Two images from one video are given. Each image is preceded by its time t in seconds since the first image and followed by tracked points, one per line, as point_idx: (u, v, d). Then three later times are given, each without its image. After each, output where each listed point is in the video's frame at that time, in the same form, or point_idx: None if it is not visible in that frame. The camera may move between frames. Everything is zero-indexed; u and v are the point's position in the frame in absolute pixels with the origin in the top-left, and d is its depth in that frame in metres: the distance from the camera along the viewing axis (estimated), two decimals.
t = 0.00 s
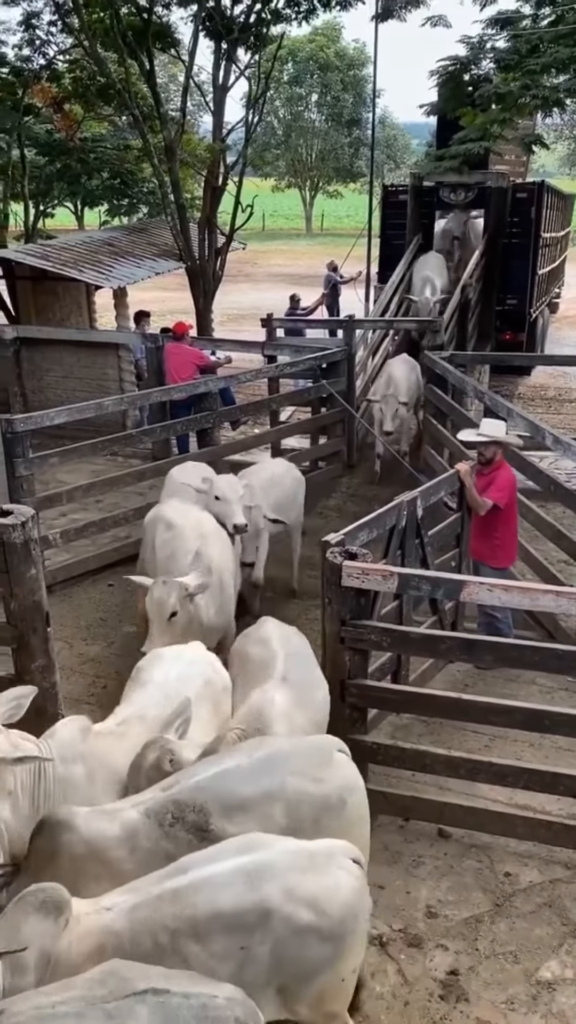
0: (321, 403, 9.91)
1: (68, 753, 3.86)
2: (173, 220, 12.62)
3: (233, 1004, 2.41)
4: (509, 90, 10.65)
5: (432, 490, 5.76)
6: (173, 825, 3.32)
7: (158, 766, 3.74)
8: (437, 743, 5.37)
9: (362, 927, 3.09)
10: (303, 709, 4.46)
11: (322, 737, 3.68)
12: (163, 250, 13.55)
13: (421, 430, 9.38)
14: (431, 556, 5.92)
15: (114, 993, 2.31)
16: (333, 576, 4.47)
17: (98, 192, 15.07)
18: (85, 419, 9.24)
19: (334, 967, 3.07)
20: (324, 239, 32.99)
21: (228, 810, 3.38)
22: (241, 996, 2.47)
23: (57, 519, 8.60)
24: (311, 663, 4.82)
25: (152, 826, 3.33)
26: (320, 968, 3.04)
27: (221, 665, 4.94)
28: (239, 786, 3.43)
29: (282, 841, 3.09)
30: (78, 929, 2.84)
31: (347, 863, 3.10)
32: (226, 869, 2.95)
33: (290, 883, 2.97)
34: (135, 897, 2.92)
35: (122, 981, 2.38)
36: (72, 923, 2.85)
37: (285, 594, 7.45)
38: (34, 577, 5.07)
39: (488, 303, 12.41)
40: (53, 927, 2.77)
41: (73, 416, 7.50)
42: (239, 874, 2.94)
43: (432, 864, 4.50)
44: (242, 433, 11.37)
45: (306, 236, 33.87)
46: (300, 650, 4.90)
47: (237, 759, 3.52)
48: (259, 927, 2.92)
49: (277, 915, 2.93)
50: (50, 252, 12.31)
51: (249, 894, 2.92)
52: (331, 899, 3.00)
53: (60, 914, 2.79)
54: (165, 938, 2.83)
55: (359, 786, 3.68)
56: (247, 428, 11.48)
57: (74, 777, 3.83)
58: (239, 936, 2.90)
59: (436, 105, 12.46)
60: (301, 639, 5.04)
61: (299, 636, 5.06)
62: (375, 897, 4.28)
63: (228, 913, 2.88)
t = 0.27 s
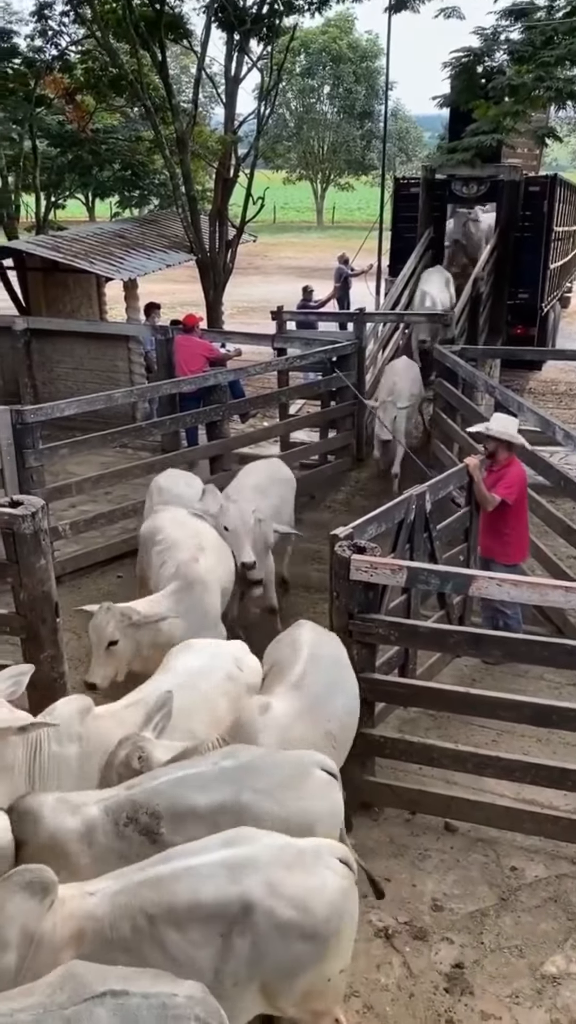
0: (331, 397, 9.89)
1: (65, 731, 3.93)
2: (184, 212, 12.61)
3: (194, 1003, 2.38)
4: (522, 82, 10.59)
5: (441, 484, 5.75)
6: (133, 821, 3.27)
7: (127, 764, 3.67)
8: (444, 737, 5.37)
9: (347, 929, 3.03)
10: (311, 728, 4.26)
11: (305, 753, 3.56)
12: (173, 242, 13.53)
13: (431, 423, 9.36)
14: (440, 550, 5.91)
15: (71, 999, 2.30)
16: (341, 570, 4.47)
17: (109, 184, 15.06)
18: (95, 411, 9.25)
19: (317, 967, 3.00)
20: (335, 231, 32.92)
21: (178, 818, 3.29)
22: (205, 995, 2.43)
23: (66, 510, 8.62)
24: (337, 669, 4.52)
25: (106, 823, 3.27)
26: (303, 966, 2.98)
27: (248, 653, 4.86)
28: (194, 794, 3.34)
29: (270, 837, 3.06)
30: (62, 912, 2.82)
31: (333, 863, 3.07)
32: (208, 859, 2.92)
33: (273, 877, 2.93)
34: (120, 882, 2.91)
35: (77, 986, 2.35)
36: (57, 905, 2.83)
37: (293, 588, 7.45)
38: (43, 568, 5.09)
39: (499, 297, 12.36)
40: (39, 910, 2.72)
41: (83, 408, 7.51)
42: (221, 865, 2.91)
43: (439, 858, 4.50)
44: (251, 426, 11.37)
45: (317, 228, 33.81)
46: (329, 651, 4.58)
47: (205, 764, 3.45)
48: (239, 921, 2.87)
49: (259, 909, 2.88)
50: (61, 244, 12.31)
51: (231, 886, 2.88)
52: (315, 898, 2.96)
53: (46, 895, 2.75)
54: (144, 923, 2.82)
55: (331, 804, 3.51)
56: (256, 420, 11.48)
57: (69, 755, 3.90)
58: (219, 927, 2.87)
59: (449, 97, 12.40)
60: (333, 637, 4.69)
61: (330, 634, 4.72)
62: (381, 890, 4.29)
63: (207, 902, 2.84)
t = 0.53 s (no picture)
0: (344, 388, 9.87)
1: (64, 713, 3.94)
2: (199, 202, 12.59)
3: (169, 981, 2.37)
4: (541, 71, 10.51)
5: (454, 476, 5.73)
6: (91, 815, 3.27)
7: (120, 757, 3.66)
8: (455, 730, 5.36)
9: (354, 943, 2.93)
10: (324, 745, 3.86)
11: (284, 776, 3.33)
12: (188, 231, 13.51)
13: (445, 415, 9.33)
14: (452, 542, 5.90)
15: (49, 977, 2.29)
16: (353, 561, 4.47)
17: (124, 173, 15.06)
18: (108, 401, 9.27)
19: (320, 979, 2.91)
20: (350, 222, 32.80)
21: (137, 819, 3.24)
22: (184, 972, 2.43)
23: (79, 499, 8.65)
24: (372, 688, 4.12)
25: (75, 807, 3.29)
26: (307, 977, 2.89)
27: (279, 650, 4.55)
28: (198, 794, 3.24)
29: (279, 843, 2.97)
30: (68, 897, 2.87)
31: (343, 873, 2.97)
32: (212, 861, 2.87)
33: (278, 884, 2.86)
34: (125, 876, 2.91)
35: (55, 963, 2.34)
36: (62, 887, 2.89)
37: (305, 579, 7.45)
38: (57, 556, 5.11)
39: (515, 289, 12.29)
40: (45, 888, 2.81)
41: (97, 398, 7.52)
42: (225, 868, 2.85)
43: (448, 849, 4.51)
44: (264, 416, 11.36)
45: (332, 219, 33.70)
46: (367, 666, 4.19)
47: (171, 770, 3.30)
48: (240, 926, 2.81)
49: (262, 916, 2.81)
50: (76, 233, 12.31)
51: (234, 890, 2.82)
52: (321, 907, 2.87)
53: (53, 877, 2.82)
54: (144, 919, 2.81)
55: (307, 827, 3.30)
56: (269, 411, 11.47)
57: (69, 736, 3.92)
58: (221, 930, 2.81)
59: (466, 86, 12.32)
60: (377, 654, 4.30)
61: (376, 649, 4.33)
62: (390, 881, 4.30)
63: (208, 904, 2.80)
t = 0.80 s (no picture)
0: (362, 377, 9.85)
1: (85, 685, 4.01)
2: (218, 189, 12.56)
3: (154, 984, 2.24)
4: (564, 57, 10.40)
5: (471, 466, 5.71)
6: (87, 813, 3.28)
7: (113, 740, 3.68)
8: (469, 720, 5.36)
9: (374, 963, 2.80)
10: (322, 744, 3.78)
11: (272, 775, 3.29)
12: (207, 219, 13.48)
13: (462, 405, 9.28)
14: (468, 533, 5.88)
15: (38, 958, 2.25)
16: (370, 551, 4.46)
17: (143, 160, 15.07)
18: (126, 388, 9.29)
19: (338, 998, 2.79)
20: (369, 211, 32.65)
21: (120, 814, 3.25)
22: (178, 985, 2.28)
23: (96, 487, 8.69)
24: (383, 700, 3.91)
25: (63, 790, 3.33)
26: (323, 994, 2.77)
27: (304, 633, 4.52)
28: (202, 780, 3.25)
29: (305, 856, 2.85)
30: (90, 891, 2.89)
31: (369, 894, 2.81)
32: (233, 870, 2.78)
33: (298, 901, 2.73)
34: (148, 880, 2.85)
35: (48, 945, 2.30)
36: (88, 883, 2.87)
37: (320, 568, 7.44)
38: (74, 543, 5.14)
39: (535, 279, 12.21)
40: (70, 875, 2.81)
41: (115, 385, 7.54)
42: (245, 879, 2.75)
43: (461, 839, 4.51)
44: (281, 405, 11.35)
45: (351, 208, 33.54)
46: (389, 677, 3.99)
47: (163, 766, 3.31)
48: (258, 941, 2.69)
49: (279, 933, 2.69)
50: (95, 220, 12.32)
51: (253, 903, 2.71)
52: (341, 927, 2.73)
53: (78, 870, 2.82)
54: (163, 927, 2.74)
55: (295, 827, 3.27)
56: (286, 400, 11.46)
57: (85, 707, 3.97)
58: (238, 942, 2.70)
59: (488, 73, 12.22)
60: (408, 667, 4.05)
61: (409, 660, 4.08)
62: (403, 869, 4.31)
63: (225, 916, 2.70)
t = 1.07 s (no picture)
0: (383, 366, 9.81)
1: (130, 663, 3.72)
2: (240, 177, 12.54)
3: (118, 984, 2.36)
4: None
5: (492, 457, 5.67)
6: (127, 780, 3.30)
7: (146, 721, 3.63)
8: (487, 712, 5.35)
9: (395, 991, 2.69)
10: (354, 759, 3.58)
11: (305, 761, 3.20)
12: (228, 206, 13.45)
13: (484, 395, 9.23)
14: (488, 524, 5.85)
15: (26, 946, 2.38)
16: (389, 541, 4.46)
17: (166, 148, 15.08)
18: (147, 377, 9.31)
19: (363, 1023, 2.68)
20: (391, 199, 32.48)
21: (154, 776, 3.27)
22: (149, 981, 2.44)
23: (116, 475, 8.73)
24: (372, 719, 3.62)
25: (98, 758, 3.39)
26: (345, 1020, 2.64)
27: (342, 622, 4.45)
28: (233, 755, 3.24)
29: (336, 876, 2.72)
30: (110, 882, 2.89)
31: (398, 918, 2.67)
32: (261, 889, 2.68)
33: (324, 924, 2.60)
34: (178, 889, 2.76)
35: (24, 931, 2.45)
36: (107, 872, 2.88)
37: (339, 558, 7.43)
38: (95, 531, 5.17)
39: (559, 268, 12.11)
40: (97, 874, 2.75)
41: (135, 373, 7.55)
42: (273, 898, 2.65)
43: (478, 830, 4.51)
44: (301, 394, 11.33)
45: (373, 196, 33.36)
46: (386, 698, 3.69)
47: (203, 732, 3.35)
48: (283, 961, 2.59)
49: (305, 957, 2.57)
50: (117, 208, 12.33)
51: (280, 924, 2.60)
52: (367, 954, 2.59)
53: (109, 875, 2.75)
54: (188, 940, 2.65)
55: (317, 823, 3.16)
56: (306, 389, 11.44)
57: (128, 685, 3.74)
58: (261, 959, 2.61)
59: (513, 59, 12.10)
60: (413, 698, 3.70)
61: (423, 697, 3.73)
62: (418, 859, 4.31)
63: (250, 933, 2.60)
